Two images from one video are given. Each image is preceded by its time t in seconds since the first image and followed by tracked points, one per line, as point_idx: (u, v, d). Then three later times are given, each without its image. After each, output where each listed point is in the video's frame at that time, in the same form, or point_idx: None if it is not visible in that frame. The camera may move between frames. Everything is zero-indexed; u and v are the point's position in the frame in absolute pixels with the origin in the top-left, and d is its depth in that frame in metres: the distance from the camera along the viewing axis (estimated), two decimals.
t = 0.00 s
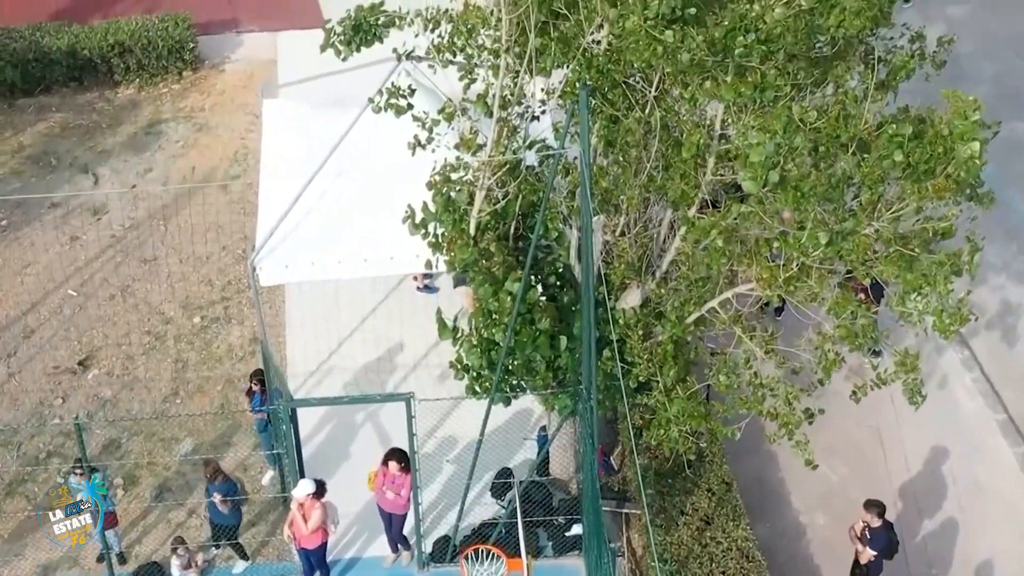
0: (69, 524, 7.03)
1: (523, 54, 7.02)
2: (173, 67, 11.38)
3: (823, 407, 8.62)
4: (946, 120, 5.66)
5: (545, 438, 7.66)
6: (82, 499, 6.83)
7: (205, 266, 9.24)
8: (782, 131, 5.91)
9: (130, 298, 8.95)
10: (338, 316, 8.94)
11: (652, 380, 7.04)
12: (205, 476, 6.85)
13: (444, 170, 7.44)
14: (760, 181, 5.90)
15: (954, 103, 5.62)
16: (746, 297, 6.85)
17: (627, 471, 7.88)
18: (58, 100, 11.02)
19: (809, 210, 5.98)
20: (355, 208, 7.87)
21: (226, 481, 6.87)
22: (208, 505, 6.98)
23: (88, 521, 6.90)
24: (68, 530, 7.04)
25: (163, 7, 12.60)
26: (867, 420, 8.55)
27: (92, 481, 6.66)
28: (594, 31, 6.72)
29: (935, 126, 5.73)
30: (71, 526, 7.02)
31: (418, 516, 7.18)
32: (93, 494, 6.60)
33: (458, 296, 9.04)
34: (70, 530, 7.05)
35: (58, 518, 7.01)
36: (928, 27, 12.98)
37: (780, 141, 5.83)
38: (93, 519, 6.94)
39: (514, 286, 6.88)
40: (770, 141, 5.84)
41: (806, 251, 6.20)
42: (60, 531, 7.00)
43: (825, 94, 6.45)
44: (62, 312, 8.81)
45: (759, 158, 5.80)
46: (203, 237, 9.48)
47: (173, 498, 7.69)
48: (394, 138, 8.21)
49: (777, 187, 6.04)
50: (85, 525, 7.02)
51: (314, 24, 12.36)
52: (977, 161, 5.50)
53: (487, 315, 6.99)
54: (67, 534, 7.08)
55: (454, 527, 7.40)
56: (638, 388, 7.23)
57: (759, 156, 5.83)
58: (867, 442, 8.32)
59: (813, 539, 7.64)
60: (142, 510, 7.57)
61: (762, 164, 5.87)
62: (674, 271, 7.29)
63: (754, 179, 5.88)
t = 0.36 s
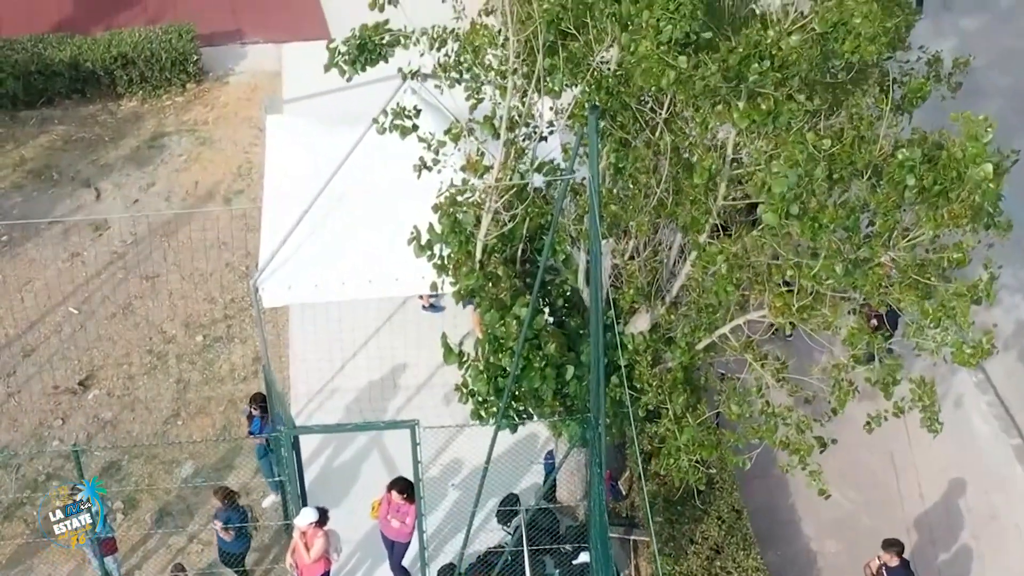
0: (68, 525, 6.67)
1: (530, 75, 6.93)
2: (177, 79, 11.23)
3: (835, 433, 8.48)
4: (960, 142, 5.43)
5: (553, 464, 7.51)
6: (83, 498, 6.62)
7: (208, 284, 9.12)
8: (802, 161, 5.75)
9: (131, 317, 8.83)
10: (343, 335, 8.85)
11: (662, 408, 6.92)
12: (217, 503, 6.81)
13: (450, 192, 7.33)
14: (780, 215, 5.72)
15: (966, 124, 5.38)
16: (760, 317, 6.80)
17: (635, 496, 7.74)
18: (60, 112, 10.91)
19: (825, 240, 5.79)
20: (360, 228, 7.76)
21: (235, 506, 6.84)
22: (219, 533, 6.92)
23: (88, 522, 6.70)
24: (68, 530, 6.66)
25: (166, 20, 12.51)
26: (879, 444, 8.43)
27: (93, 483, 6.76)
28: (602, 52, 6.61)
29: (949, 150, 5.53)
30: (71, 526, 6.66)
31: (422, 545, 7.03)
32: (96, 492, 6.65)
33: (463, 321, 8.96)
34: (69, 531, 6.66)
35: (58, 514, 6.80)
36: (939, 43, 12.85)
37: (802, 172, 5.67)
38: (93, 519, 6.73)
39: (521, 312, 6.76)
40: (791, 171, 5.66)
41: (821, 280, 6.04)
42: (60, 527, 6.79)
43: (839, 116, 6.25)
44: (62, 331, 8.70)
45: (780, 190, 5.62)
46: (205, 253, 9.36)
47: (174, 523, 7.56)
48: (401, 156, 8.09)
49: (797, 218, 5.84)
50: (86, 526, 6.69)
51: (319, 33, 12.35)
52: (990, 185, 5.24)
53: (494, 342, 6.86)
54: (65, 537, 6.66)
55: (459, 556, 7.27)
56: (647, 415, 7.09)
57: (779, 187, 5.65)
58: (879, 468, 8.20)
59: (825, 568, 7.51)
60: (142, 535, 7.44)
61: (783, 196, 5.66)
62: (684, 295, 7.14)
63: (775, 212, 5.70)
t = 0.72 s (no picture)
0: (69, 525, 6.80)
1: (539, 94, 6.82)
2: (181, 91, 11.15)
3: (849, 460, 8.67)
4: (977, 171, 5.26)
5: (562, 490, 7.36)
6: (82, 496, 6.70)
7: (211, 300, 9.01)
8: (819, 195, 5.60)
9: (133, 335, 8.73)
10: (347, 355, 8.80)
11: (672, 435, 6.78)
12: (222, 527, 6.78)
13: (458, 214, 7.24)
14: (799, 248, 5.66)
15: (982, 152, 5.21)
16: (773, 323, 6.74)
17: (645, 521, 7.61)
18: (63, 125, 10.80)
19: (841, 271, 5.79)
20: (365, 248, 7.65)
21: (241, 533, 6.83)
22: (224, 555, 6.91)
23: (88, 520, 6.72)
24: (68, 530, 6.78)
25: (169, 32, 12.41)
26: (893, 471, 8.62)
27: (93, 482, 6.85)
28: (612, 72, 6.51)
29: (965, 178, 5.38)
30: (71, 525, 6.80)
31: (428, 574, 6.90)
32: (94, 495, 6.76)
33: (469, 344, 8.82)
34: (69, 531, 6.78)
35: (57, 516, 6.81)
36: (952, 55, 12.71)
37: (820, 205, 5.56)
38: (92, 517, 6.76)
39: (529, 337, 6.62)
40: (811, 204, 5.56)
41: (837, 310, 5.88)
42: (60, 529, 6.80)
43: (853, 138, 6.13)
44: (64, 349, 8.60)
45: (798, 225, 5.54)
46: (209, 270, 9.26)
47: (175, 548, 7.42)
48: (407, 175, 7.99)
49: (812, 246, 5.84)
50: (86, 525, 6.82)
51: (325, 45, 12.26)
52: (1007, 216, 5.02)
53: (502, 368, 6.71)
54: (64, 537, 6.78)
55: None
56: (657, 442, 6.97)
57: (798, 222, 5.57)
58: (892, 495, 8.40)
59: None
60: (143, 559, 7.31)
61: (800, 230, 5.59)
62: (695, 320, 7.04)
63: (794, 246, 5.66)
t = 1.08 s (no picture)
0: (70, 525, 7.03)
1: (549, 115, 6.69)
2: (185, 103, 11.08)
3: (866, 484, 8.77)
4: (1000, 205, 5.16)
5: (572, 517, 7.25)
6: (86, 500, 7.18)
7: (214, 318, 9.01)
8: (823, 228, 5.56)
9: (136, 353, 8.75)
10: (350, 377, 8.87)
11: (683, 464, 6.65)
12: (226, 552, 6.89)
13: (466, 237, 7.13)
14: (800, 284, 5.61)
15: (1005, 184, 5.12)
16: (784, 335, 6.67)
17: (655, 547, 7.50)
18: (66, 137, 10.75)
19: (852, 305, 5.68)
20: (371, 269, 7.55)
21: (242, 561, 6.91)
22: None
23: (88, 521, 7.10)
24: (68, 530, 7.00)
25: (173, 44, 12.36)
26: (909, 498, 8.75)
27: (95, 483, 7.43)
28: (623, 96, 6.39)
29: (985, 212, 5.26)
30: (72, 525, 7.03)
31: None
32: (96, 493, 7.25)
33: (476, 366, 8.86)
34: (70, 531, 7.00)
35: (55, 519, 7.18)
36: (966, 69, 12.55)
37: (823, 240, 5.52)
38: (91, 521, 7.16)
39: (538, 364, 6.50)
40: (813, 239, 5.53)
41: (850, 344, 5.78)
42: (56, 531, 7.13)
43: (872, 165, 5.99)
44: (65, 367, 8.63)
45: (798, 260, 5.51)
46: (212, 287, 9.24)
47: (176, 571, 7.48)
48: (415, 195, 7.88)
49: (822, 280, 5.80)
50: (86, 526, 7.07)
51: (330, 58, 12.24)
52: None
53: (510, 395, 6.59)
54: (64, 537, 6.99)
55: None
56: (668, 471, 6.86)
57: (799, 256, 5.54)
58: (909, 521, 8.53)
59: None
60: None
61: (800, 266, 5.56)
62: (707, 347, 6.92)
63: (794, 280, 5.61)
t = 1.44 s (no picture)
0: (69, 525, 7.09)
1: (560, 136, 6.56)
2: (189, 115, 11.14)
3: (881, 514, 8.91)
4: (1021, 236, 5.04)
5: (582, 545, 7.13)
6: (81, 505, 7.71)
7: (217, 337, 9.17)
8: (830, 261, 5.44)
9: (138, 372, 8.94)
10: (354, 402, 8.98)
11: (695, 495, 6.52)
12: None
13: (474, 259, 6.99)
14: (808, 318, 5.44)
15: None
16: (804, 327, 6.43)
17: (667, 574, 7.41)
18: (69, 150, 10.83)
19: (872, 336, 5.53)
20: (378, 290, 7.43)
21: None
22: None
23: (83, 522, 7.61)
24: (69, 530, 7.06)
25: (177, 55, 12.31)
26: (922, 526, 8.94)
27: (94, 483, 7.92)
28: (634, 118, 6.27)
29: (1008, 243, 5.13)
30: (72, 525, 7.08)
31: None
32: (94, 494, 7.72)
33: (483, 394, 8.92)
34: (70, 530, 7.06)
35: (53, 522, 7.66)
36: (979, 82, 12.46)
37: (830, 272, 5.38)
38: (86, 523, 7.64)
39: (548, 392, 6.35)
40: (819, 273, 5.37)
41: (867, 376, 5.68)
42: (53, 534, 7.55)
43: (887, 192, 5.83)
44: (66, 387, 8.82)
45: (807, 292, 5.36)
46: (217, 305, 9.42)
47: None
48: (423, 214, 7.77)
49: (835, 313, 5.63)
50: (84, 525, 7.13)
51: (336, 67, 12.22)
52: None
53: (519, 425, 6.44)
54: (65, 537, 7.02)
55: None
56: (680, 501, 6.71)
57: (806, 289, 5.37)
58: (925, 549, 8.72)
59: None
60: None
61: (809, 298, 5.37)
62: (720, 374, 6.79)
63: (803, 313, 5.42)
